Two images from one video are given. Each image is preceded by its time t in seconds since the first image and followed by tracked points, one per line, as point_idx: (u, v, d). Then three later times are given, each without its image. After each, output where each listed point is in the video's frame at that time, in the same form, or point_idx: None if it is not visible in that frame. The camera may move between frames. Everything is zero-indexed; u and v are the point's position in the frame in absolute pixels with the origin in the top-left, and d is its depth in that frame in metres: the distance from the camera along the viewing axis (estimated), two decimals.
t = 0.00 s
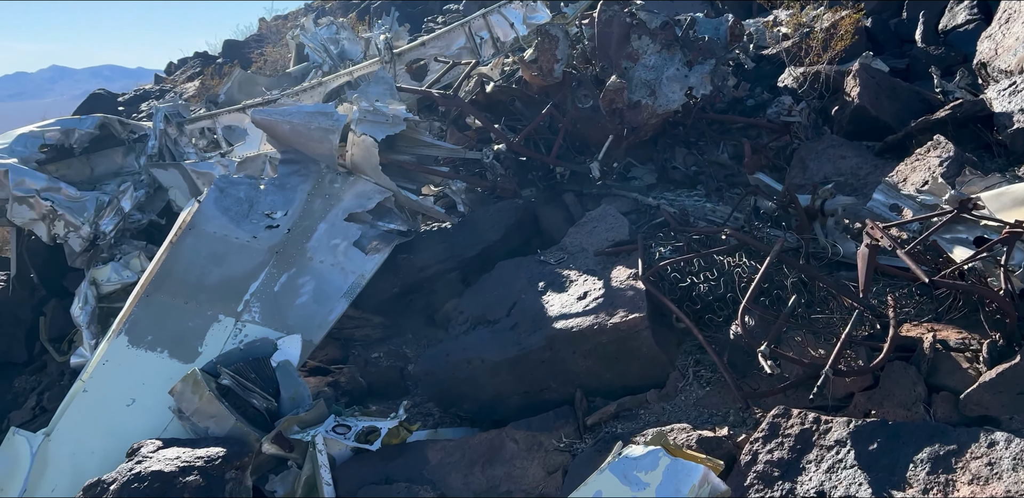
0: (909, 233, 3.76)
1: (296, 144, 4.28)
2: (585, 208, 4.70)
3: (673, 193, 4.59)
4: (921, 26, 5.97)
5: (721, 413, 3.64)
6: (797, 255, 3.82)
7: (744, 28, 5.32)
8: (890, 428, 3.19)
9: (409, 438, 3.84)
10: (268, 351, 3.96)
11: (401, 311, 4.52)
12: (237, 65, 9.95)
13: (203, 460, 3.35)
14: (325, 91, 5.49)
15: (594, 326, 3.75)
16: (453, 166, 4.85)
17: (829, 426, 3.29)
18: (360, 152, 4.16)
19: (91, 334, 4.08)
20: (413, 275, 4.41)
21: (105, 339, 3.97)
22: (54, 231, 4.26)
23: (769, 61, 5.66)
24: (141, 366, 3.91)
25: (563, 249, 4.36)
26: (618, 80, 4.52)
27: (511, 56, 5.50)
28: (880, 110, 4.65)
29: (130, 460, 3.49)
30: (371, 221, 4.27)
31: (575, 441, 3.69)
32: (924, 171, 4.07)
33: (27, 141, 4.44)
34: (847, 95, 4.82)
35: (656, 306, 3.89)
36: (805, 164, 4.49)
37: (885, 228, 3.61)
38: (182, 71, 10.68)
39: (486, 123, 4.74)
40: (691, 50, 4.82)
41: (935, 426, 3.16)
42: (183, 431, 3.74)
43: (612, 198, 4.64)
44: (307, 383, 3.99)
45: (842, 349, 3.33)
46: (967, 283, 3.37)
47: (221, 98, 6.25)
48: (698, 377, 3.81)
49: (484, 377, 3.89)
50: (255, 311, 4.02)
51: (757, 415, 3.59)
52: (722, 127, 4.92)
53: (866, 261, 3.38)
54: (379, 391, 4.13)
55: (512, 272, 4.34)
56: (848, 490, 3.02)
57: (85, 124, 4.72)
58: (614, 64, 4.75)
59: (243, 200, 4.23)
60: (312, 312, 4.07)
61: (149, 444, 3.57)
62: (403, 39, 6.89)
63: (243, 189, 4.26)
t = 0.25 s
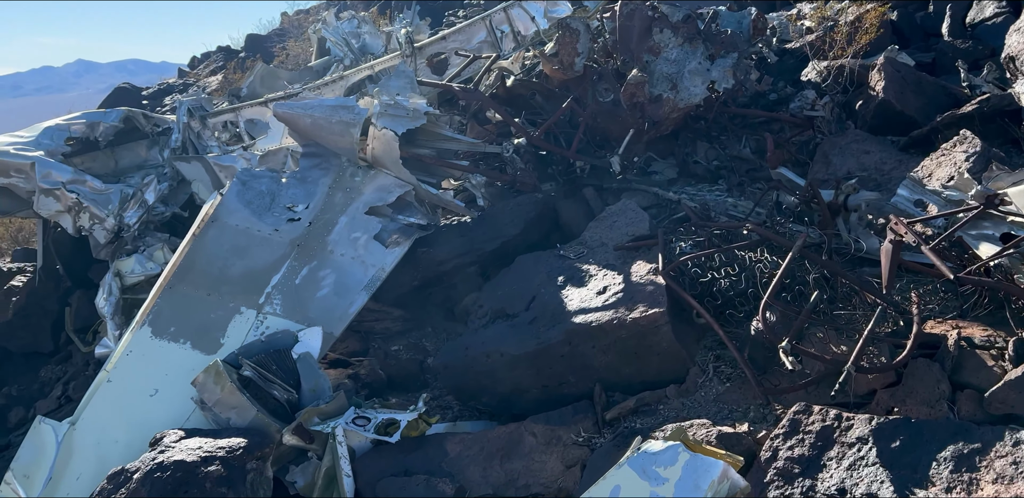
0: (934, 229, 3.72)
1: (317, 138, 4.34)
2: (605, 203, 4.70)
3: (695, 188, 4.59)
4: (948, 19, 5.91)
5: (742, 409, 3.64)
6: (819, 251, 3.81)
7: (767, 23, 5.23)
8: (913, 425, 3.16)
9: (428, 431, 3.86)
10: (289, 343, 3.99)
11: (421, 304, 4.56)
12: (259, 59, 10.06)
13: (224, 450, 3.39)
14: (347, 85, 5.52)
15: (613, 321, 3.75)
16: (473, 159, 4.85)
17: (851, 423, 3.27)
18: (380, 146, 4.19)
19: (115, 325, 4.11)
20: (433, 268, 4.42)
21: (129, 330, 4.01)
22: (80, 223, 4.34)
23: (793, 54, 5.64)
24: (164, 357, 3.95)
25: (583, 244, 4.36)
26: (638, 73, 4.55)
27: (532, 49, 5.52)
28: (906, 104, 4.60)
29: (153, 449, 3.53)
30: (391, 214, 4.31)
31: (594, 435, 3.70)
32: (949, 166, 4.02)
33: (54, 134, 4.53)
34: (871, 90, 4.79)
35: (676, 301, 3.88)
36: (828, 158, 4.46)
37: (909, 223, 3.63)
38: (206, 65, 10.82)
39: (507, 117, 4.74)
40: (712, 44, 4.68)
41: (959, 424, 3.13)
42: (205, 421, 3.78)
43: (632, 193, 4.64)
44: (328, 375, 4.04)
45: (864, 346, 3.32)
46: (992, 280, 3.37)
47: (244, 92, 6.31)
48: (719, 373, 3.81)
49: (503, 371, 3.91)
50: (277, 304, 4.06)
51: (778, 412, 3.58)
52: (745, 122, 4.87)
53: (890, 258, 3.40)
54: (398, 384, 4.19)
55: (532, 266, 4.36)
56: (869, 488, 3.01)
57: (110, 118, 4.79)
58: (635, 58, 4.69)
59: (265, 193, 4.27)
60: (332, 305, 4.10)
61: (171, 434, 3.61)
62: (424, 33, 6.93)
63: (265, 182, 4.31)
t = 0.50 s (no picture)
0: (957, 225, 3.72)
1: (337, 131, 4.38)
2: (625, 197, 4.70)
3: (716, 183, 4.55)
4: (974, 13, 5.87)
5: (760, 405, 3.63)
6: (841, 246, 3.81)
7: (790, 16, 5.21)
8: (934, 423, 3.14)
9: (446, 424, 3.93)
10: (309, 335, 4.02)
11: (439, 298, 4.62)
12: (281, 52, 10.16)
13: (245, 441, 3.44)
14: (367, 79, 5.55)
15: (632, 316, 3.74)
16: (492, 154, 4.88)
17: (871, 421, 3.25)
18: (400, 140, 4.22)
19: (139, 316, 4.18)
20: (452, 263, 4.47)
21: (152, 320, 4.07)
22: (104, 215, 4.39)
23: (816, 48, 5.63)
24: (186, 347, 4.00)
25: (602, 238, 4.35)
26: (659, 67, 4.50)
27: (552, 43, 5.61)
28: (929, 99, 4.56)
29: (175, 439, 3.58)
30: (410, 208, 4.35)
31: (612, 430, 3.70)
32: (974, 161, 3.97)
33: (79, 127, 4.57)
34: (895, 84, 4.75)
35: (695, 296, 3.89)
36: (851, 153, 4.43)
37: (932, 219, 3.60)
38: (228, 59, 10.96)
39: (526, 110, 4.75)
40: (734, 38, 4.64)
41: (981, 422, 3.10)
42: (226, 412, 3.82)
43: (652, 187, 4.64)
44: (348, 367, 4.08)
45: (885, 343, 3.30)
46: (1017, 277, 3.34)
47: (264, 86, 6.28)
48: (738, 369, 3.79)
49: (521, 364, 3.94)
50: (297, 296, 4.11)
51: (797, 408, 3.58)
52: (768, 118, 4.83)
53: (912, 254, 3.40)
54: (418, 376, 4.23)
55: (550, 261, 4.38)
56: (889, 486, 2.98)
57: (134, 111, 4.84)
58: (655, 51, 4.72)
59: (286, 186, 4.30)
60: (352, 297, 4.16)
61: (193, 424, 3.66)
62: (444, 26, 6.97)
63: (286, 175, 4.33)
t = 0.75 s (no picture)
0: (981, 221, 3.70)
1: (357, 125, 4.42)
2: (643, 191, 4.71)
3: (736, 177, 4.55)
4: (1000, 7, 5.81)
5: (779, 399, 3.63)
6: (862, 242, 3.81)
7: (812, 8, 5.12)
8: (955, 420, 3.12)
9: (464, 416, 3.96)
10: (328, 326, 4.07)
11: (457, 291, 4.64)
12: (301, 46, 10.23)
13: (265, 430, 3.48)
14: (387, 73, 5.65)
15: (650, 310, 3.75)
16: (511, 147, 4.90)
17: (891, 416, 3.24)
18: (419, 133, 4.26)
19: (161, 307, 4.23)
20: (470, 256, 4.48)
21: (174, 311, 4.12)
22: (126, 207, 4.45)
23: (838, 41, 5.59)
24: (206, 338, 4.04)
25: (621, 232, 4.36)
26: (679, 60, 4.49)
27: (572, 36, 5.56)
28: (953, 92, 4.52)
29: (197, 428, 3.64)
30: (429, 201, 4.37)
31: (630, 423, 3.70)
32: (998, 156, 3.92)
33: (102, 119, 4.62)
34: (918, 77, 4.72)
35: (714, 290, 3.87)
36: (873, 147, 4.40)
37: (954, 215, 3.57)
38: (248, 52, 11.06)
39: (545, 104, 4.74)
40: (756, 31, 4.62)
41: (1003, 419, 3.07)
42: (246, 402, 3.86)
43: (671, 181, 4.66)
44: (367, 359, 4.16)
45: (905, 338, 3.29)
46: None
47: (286, 79, 6.34)
48: (756, 363, 3.80)
49: (539, 357, 3.96)
50: (317, 287, 4.15)
51: (816, 403, 3.57)
52: (789, 111, 4.80)
53: (934, 248, 3.40)
54: (435, 367, 4.31)
55: (568, 254, 4.38)
56: (908, 482, 2.97)
57: (157, 104, 4.91)
58: (676, 45, 4.69)
59: (306, 179, 4.37)
60: (371, 289, 4.18)
61: (214, 413, 3.71)
62: (464, 19, 7.00)
63: (306, 168, 4.40)
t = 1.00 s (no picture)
0: (1004, 216, 3.68)
1: (376, 118, 4.46)
2: (661, 185, 4.71)
3: (756, 171, 4.55)
4: None
5: (797, 395, 3.63)
6: (883, 237, 3.80)
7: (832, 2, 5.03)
8: (976, 416, 3.10)
9: (480, 408, 4.00)
10: (347, 317, 4.13)
11: (474, 284, 4.70)
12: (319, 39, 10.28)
13: (284, 420, 3.54)
14: (406, 66, 5.70)
15: (668, 304, 3.74)
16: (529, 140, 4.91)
17: (911, 412, 3.23)
18: (438, 126, 4.29)
19: (180, 297, 4.26)
20: (487, 249, 4.50)
21: (194, 302, 4.16)
22: (147, 199, 4.49)
23: (860, 34, 5.54)
24: (226, 328, 4.07)
25: (638, 226, 4.36)
26: (699, 53, 4.48)
27: (590, 29, 5.52)
28: (976, 86, 4.49)
29: (216, 417, 3.67)
30: (447, 195, 4.42)
31: (646, 417, 3.71)
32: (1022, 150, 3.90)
33: (124, 112, 4.69)
34: (941, 71, 4.69)
35: (733, 285, 3.86)
36: (894, 142, 4.37)
37: (977, 210, 3.52)
38: (267, 45, 11.14)
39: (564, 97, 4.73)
40: (776, 24, 4.57)
41: None
42: (266, 392, 3.91)
43: (689, 175, 4.65)
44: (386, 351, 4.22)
45: (926, 333, 3.26)
46: None
47: (304, 72, 6.37)
48: (775, 358, 3.79)
49: (556, 351, 3.97)
50: (335, 279, 4.20)
51: (835, 398, 3.57)
52: (808, 105, 4.76)
53: (956, 244, 3.35)
54: (452, 359, 4.34)
55: (586, 248, 4.38)
56: (928, 478, 2.96)
57: (177, 96, 4.93)
58: (695, 38, 4.64)
59: (325, 172, 4.39)
60: (389, 282, 4.24)
61: (234, 403, 3.76)
62: (483, 13, 7.02)
63: (325, 160, 4.43)
